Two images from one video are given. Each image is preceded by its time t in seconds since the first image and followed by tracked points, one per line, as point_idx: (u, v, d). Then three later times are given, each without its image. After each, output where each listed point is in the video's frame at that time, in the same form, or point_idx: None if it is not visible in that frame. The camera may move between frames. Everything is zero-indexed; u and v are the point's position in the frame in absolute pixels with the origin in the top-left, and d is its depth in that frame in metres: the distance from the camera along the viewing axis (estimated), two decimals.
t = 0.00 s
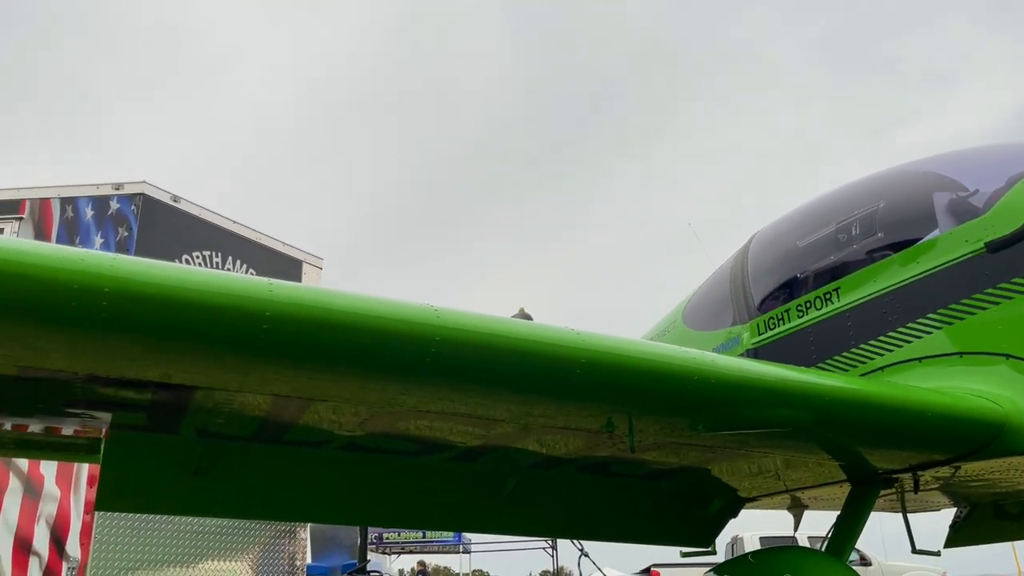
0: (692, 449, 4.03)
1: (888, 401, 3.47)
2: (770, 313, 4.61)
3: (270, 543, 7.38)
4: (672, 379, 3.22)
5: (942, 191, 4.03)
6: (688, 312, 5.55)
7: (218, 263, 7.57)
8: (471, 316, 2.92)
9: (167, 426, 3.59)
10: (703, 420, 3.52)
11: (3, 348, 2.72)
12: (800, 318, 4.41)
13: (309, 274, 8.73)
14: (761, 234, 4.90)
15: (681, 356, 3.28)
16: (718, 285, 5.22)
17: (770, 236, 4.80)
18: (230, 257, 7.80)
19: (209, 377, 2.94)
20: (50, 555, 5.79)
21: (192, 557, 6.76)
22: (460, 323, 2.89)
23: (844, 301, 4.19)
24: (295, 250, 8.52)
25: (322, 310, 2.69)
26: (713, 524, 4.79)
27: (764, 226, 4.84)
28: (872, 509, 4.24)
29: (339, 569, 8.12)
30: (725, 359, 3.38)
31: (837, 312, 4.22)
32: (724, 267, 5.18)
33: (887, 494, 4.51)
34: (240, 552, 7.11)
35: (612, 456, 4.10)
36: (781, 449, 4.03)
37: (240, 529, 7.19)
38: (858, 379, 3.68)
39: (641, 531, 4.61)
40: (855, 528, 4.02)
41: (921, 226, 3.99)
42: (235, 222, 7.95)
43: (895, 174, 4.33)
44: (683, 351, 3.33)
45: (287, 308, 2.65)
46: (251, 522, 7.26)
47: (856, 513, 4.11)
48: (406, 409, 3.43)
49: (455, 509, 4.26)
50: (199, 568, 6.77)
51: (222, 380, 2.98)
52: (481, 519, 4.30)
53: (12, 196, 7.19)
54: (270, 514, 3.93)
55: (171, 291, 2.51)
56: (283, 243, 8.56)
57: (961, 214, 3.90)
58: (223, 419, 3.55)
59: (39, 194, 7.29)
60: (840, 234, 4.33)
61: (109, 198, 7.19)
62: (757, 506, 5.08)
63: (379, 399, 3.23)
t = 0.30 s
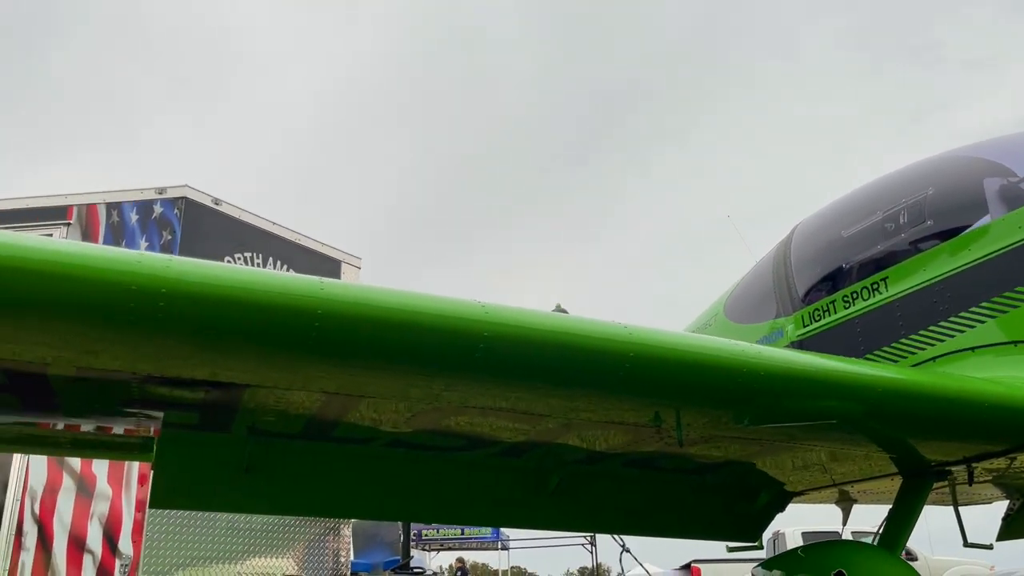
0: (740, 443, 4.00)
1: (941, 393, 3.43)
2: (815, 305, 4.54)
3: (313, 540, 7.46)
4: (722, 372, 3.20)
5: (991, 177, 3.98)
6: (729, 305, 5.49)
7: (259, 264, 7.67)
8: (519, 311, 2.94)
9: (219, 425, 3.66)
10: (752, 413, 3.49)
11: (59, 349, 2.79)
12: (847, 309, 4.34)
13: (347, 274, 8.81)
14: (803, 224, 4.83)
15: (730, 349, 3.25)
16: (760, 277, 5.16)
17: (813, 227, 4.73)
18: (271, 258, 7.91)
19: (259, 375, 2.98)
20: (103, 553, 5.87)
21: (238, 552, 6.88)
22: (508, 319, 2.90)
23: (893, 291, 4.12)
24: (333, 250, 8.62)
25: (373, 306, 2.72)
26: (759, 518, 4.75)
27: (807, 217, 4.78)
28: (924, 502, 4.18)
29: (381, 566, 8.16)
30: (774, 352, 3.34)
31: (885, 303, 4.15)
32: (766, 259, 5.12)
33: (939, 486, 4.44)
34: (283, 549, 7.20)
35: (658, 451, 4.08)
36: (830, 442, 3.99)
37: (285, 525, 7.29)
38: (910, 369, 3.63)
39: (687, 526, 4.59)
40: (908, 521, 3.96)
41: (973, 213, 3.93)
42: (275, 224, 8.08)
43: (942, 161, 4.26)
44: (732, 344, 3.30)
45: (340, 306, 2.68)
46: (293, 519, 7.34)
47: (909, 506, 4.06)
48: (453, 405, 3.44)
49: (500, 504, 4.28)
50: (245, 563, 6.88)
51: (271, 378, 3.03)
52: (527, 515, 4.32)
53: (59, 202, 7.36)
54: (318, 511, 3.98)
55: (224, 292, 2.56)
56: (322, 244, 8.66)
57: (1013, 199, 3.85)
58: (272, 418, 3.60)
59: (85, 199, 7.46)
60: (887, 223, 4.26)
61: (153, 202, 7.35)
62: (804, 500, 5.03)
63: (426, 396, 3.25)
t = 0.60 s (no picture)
0: (788, 436, 3.94)
1: (995, 384, 3.37)
2: (862, 296, 4.45)
3: (355, 536, 7.52)
4: (773, 365, 3.15)
5: None
6: (772, 297, 5.42)
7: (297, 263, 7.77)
8: (567, 305, 2.92)
9: (267, 422, 3.70)
10: (802, 405, 3.44)
11: (109, 349, 2.83)
12: (895, 299, 4.24)
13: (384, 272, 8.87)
14: (848, 214, 4.76)
15: (777, 340, 3.21)
16: (803, 269, 5.09)
17: (858, 216, 4.66)
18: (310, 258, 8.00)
19: (305, 372, 3.00)
20: (151, 550, 6.02)
21: (281, 549, 6.97)
22: (556, 313, 2.88)
23: (943, 281, 4.02)
24: (371, 250, 8.70)
25: (421, 302, 2.72)
26: (809, 513, 4.67)
27: (852, 207, 4.71)
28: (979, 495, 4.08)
29: (421, 563, 8.20)
30: (824, 343, 3.29)
31: (934, 293, 4.05)
32: (810, 250, 5.05)
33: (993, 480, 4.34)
34: (324, 546, 7.26)
35: (702, 445, 4.05)
36: (881, 435, 3.91)
37: (326, 522, 7.35)
38: (963, 360, 3.55)
39: (732, 522, 4.54)
40: (962, 514, 3.87)
41: None
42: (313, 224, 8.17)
43: (993, 147, 4.19)
44: (783, 336, 3.25)
45: (388, 302, 2.69)
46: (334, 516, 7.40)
47: (962, 499, 3.97)
48: (497, 401, 3.44)
49: (544, 500, 4.27)
50: (288, 560, 6.97)
51: (317, 375, 3.04)
52: (571, 510, 4.31)
53: (104, 207, 7.53)
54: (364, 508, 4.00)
55: (273, 290, 2.58)
56: (359, 243, 8.74)
57: None
58: (320, 415, 3.64)
59: (128, 204, 7.62)
60: (936, 211, 4.18)
61: (193, 204, 7.51)
62: (853, 494, 4.95)
63: (472, 392, 3.26)
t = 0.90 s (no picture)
0: (834, 429, 3.89)
1: None
2: (906, 286, 4.36)
3: (394, 534, 7.55)
4: (821, 357, 3.11)
5: None
6: (811, 290, 5.35)
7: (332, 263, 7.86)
8: (610, 299, 2.91)
9: (312, 420, 3.75)
10: (848, 399, 3.39)
11: (155, 349, 2.87)
12: (940, 290, 4.15)
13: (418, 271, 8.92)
14: (889, 205, 4.69)
15: (821, 332, 3.16)
16: (843, 261, 5.01)
17: (900, 207, 4.59)
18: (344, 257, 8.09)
19: (346, 369, 3.01)
20: (196, 548, 6.23)
21: (322, 546, 7.02)
22: (599, 307, 2.87)
23: (990, 270, 3.93)
24: (404, 249, 8.77)
25: (465, 298, 2.73)
26: (856, 507, 4.60)
27: (892, 197, 4.65)
28: None
29: (457, 559, 8.24)
30: (870, 335, 3.24)
31: (982, 282, 3.95)
32: (850, 241, 4.98)
33: None
34: (365, 543, 7.31)
35: (745, 439, 4.02)
36: (928, 428, 3.84)
37: (365, 520, 7.40)
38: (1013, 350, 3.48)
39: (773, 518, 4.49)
40: (1013, 508, 3.79)
41: None
42: (348, 225, 8.27)
43: None
44: (830, 328, 3.20)
45: (432, 298, 2.69)
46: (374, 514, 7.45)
47: (1013, 493, 3.88)
48: (538, 397, 3.43)
49: (585, 496, 4.26)
50: (329, 557, 7.02)
51: (359, 373, 3.06)
52: (612, 506, 4.29)
53: (143, 212, 7.69)
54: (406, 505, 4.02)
55: (317, 288, 2.60)
56: (392, 243, 8.82)
57: None
58: (362, 413, 3.68)
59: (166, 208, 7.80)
60: (982, 198, 4.11)
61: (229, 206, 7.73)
62: (899, 488, 4.87)
63: (516, 387, 3.25)
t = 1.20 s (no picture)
0: (876, 422, 3.84)
1: None
2: (947, 277, 4.29)
3: (428, 530, 7.57)
4: (865, 349, 3.07)
5: None
6: (848, 282, 5.28)
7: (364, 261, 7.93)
8: (651, 293, 2.89)
9: (351, 417, 3.78)
10: (891, 392, 3.34)
11: (199, 348, 2.91)
12: (983, 280, 4.07)
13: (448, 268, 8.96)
14: (928, 194, 4.62)
15: (863, 323, 3.12)
16: (882, 252, 4.94)
17: (939, 196, 4.53)
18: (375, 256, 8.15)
19: (383, 365, 3.03)
20: (235, 545, 6.35)
21: (358, 543, 7.09)
22: (639, 301, 2.86)
23: None
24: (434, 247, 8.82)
25: (505, 294, 2.73)
26: (897, 501, 4.54)
27: (931, 186, 4.59)
28: None
29: (490, 556, 8.17)
30: (914, 327, 3.20)
31: None
32: (888, 232, 4.92)
33: None
34: (400, 539, 7.34)
35: (784, 433, 3.98)
36: (973, 421, 3.78)
37: (400, 517, 7.43)
38: None
39: (816, 512, 4.42)
40: None
41: None
42: (378, 223, 8.34)
43: None
44: (873, 320, 3.16)
45: (472, 293, 2.70)
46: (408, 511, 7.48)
47: None
48: (575, 392, 3.43)
49: (623, 491, 4.25)
50: (366, 554, 7.08)
51: (399, 370, 3.08)
52: (651, 501, 4.27)
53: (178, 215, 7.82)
54: (444, 501, 4.04)
55: (360, 285, 2.61)
56: (423, 241, 8.87)
57: None
58: (400, 410, 3.71)
59: (200, 210, 7.93)
60: None
61: (262, 206, 7.84)
62: (941, 482, 4.80)
63: (555, 383, 3.25)
